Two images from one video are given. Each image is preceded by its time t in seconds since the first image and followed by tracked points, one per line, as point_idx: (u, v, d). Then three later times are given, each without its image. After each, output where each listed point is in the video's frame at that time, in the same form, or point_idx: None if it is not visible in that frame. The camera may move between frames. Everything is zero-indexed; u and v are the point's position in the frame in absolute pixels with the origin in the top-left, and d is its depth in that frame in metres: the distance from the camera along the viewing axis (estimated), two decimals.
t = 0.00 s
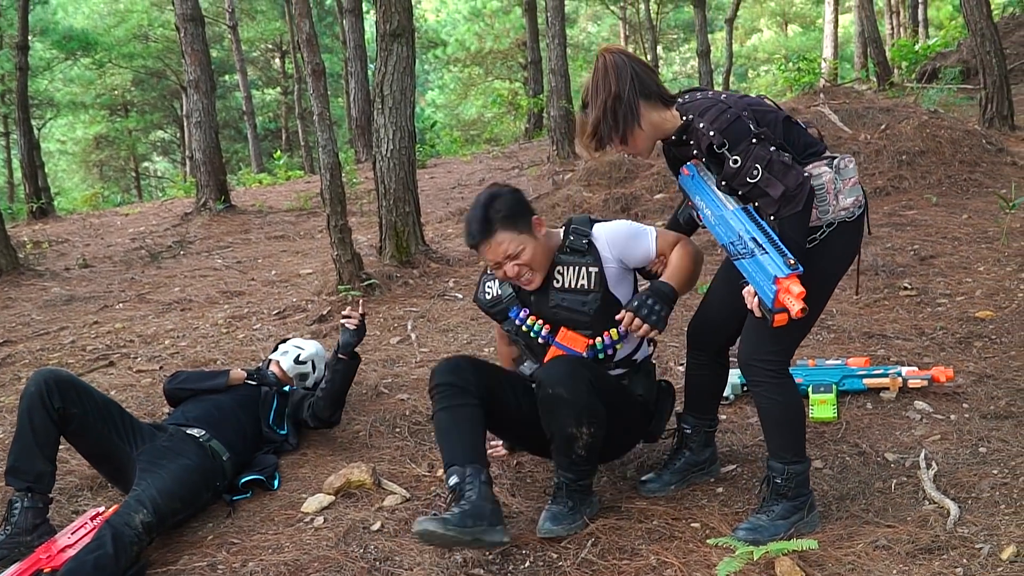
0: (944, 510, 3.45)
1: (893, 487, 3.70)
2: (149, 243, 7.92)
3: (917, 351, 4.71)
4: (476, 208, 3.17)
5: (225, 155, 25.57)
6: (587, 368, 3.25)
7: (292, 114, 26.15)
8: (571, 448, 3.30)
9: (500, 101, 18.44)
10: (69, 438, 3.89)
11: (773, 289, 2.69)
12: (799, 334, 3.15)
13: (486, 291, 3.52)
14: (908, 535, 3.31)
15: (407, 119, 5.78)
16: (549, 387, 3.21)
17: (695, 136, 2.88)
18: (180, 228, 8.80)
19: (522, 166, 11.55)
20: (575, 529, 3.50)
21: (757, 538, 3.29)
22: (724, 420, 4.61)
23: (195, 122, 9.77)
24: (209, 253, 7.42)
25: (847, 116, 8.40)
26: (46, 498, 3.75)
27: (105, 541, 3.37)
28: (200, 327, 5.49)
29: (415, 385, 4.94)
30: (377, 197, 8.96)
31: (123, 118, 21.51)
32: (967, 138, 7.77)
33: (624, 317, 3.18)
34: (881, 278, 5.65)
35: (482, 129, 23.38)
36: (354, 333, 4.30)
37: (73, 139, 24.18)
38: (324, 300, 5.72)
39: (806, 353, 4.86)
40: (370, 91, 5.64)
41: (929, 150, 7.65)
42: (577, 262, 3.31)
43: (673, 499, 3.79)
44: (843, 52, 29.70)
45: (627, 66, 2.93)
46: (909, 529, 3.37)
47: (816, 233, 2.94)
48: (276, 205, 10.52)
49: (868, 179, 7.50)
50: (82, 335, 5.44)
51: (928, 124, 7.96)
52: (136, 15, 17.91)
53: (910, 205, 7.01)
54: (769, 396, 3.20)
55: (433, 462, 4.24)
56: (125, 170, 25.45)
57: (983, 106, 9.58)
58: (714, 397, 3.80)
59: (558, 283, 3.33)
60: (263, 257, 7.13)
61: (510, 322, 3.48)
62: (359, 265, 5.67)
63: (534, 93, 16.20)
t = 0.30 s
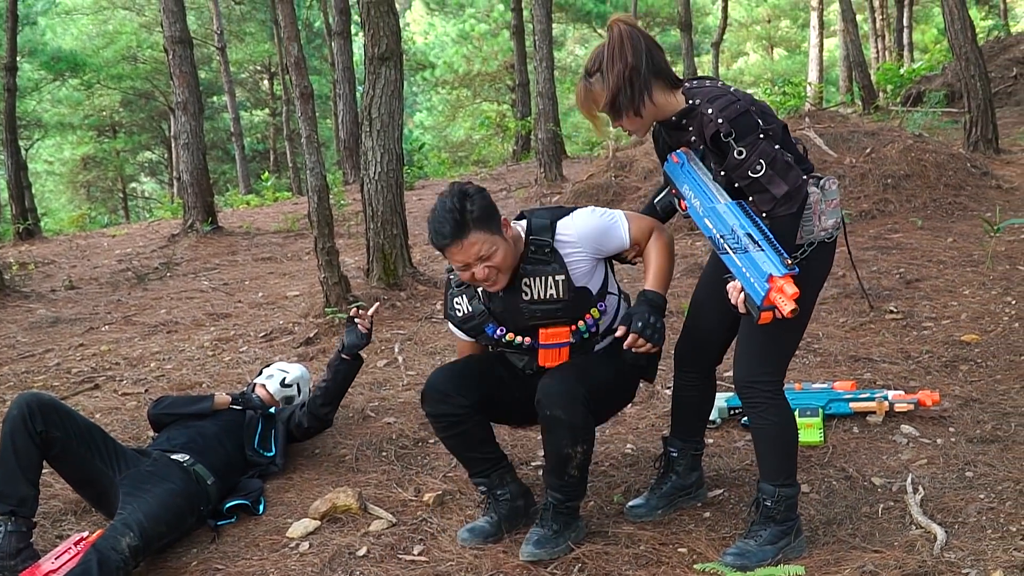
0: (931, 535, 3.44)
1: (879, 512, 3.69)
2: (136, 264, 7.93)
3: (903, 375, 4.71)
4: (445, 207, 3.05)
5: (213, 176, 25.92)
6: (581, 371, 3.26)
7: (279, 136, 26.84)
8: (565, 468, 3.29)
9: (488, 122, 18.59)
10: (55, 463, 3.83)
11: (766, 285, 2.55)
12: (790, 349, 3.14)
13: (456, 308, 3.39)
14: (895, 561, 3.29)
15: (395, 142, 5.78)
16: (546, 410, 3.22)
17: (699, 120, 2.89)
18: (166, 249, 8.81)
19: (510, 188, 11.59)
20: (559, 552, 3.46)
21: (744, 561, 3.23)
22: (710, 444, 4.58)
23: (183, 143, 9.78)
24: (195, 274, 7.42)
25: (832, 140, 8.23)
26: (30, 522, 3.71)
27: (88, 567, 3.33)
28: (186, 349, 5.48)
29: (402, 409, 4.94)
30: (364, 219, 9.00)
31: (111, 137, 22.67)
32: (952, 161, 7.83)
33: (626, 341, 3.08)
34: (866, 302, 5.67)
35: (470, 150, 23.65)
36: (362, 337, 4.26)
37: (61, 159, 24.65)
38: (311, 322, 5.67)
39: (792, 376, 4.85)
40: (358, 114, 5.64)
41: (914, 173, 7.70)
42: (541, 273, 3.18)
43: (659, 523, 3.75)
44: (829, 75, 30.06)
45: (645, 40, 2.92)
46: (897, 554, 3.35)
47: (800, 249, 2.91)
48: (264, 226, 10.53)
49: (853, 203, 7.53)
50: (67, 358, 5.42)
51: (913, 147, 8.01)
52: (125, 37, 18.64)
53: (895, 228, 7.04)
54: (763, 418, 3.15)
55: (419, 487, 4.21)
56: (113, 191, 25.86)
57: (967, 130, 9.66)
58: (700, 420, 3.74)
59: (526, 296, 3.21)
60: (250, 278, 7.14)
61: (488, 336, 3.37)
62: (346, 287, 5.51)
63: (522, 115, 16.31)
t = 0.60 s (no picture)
0: (922, 569, 3.39)
1: (869, 545, 3.64)
2: (124, 294, 7.93)
3: (892, 407, 4.69)
4: (455, 122, 3.03)
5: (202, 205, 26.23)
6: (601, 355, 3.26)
7: (269, 164, 27.15)
8: (578, 484, 3.20)
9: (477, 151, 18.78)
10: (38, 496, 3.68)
11: (742, 305, 2.48)
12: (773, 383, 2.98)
13: (456, 254, 3.35)
14: None
15: (384, 173, 5.80)
16: (564, 424, 3.15)
17: (697, 128, 2.83)
18: (155, 278, 8.82)
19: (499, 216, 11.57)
20: None
21: None
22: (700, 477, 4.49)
23: (172, 173, 9.81)
24: (183, 303, 7.42)
25: (819, 171, 8.27)
26: (15, 556, 3.49)
27: None
28: (174, 380, 5.45)
29: (390, 440, 4.89)
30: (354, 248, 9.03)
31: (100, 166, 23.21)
32: (938, 192, 7.90)
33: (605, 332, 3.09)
34: (855, 332, 5.67)
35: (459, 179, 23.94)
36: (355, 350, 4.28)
37: (50, 188, 25.06)
38: (299, 352, 5.64)
39: (781, 408, 4.82)
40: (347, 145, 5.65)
41: (901, 204, 7.75)
42: (544, 222, 3.13)
43: (649, 557, 3.68)
44: (817, 104, 30.33)
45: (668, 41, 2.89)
46: None
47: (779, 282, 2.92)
48: (253, 255, 10.53)
49: (841, 233, 7.55)
50: (54, 389, 5.38)
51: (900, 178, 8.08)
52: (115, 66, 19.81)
53: (883, 259, 7.06)
54: (746, 455, 3.00)
55: (408, 519, 4.13)
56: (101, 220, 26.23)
57: (954, 160, 9.73)
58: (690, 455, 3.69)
59: (528, 243, 3.16)
60: (239, 308, 7.15)
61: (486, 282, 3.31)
62: (335, 317, 5.53)
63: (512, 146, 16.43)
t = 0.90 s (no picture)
0: None
1: None
2: (115, 327, 7.94)
3: (885, 443, 4.65)
4: (471, 131, 3.02)
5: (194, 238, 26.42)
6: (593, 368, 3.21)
7: (261, 198, 27.33)
8: (579, 503, 3.21)
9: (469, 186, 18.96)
10: (24, 534, 3.25)
11: (705, 322, 2.49)
12: (756, 424, 2.89)
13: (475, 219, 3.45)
14: None
15: (377, 209, 5.82)
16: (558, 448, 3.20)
17: (698, 146, 2.71)
18: (146, 312, 8.83)
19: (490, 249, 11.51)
20: None
21: None
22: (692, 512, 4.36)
23: (164, 207, 9.84)
24: (174, 337, 7.42)
25: (809, 205, 8.59)
26: None
27: None
28: (164, 416, 5.43)
29: (382, 476, 4.77)
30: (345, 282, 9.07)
31: (92, 200, 23.63)
32: (929, 227, 7.95)
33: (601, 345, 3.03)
34: (847, 367, 5.66)
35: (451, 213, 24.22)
36: (341, 388, 4.30)
37: (42, 222, 25.42)
38: (290, 388, 5.62)
39: (773, 443, 4.77)
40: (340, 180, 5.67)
41: (891, 239, 7.78)
42: (547, 217, 3.16)
43: None
44: (808, 136, 30.55)
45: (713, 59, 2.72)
46: None
47: (752, 320, 2.82)
48: (244, 289, 10.53)
49: (831, 268, 7.59)
50: (44, 424, 5.35)
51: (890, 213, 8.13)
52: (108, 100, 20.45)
53: (874, 293, 7.07)
54: (735, 495, 2.91)
55: (399, 556, 3.95)
56: (93, 253, 26.46)
57: (944, 194, 9.78)
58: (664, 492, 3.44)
59: (530, 236, 3.22)
60: (230, 343, 7.16)
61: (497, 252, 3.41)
62: (327, 352, 5.54)
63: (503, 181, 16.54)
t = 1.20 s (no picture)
0: None
1: None
2: (109, 357, 7.93)
3: (881, 471, 4.61)
4: (453, 119, 3.17)
5: (189, 266, 26.46)
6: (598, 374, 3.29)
7: (257, 225, 27.46)
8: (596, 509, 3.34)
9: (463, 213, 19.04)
10: (18, 564, 3.34)
11: (681, 345, 2.46)
12: (736, 443, 2.76)
13: (482, 229, 3.52)
14: None
15: (372, 237, 5.84)
16: (582, 455, 3.36)
17: (668, 171, 2.64)
18: (140, 341, 8.81)
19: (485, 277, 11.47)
20: None
21: None
22: (690, 542, 4.25)
23: (159, 236, 9.85)
24: (169, 367, 7.40)
25: (804, 233, 8.69)
26: None
27: None
28: (159, 445, 5.41)
29: (376, 506, 4.62)
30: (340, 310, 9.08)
31: (87, 230, 23.82)
32: (923, 254, 7.97)
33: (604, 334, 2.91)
34: (842, 395, 5.65)
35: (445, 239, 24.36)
36: (336, 415, 4.20)
37: (36, 251, 25.56)
38: (285, 417, 5.60)
39: (769, 472, 4.70)
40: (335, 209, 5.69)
41: (885, 266, 7.80)
42: (537, 202, 3.20)
43: None
44: (802, 163, 30.65)
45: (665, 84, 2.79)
46: None
47: (717, 346, 2.65)
48: (238, 317, 10.51)
49: (826, 296, 7.62)
50: (38, 454, 5.32)
51: (884, 240, 8.14)
52: (103, 130, 20.87)
53: (869, 321, 7.08)
54: (721, 520, 2.77)
55: None
56: (87, 281, 26.56)
57: (937, 222, 9.81)
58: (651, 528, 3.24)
59: (525, 223, 3.27)
60: (225, 372, 7.15)
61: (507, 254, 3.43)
62: (322, 381, 5.53)
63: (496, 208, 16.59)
